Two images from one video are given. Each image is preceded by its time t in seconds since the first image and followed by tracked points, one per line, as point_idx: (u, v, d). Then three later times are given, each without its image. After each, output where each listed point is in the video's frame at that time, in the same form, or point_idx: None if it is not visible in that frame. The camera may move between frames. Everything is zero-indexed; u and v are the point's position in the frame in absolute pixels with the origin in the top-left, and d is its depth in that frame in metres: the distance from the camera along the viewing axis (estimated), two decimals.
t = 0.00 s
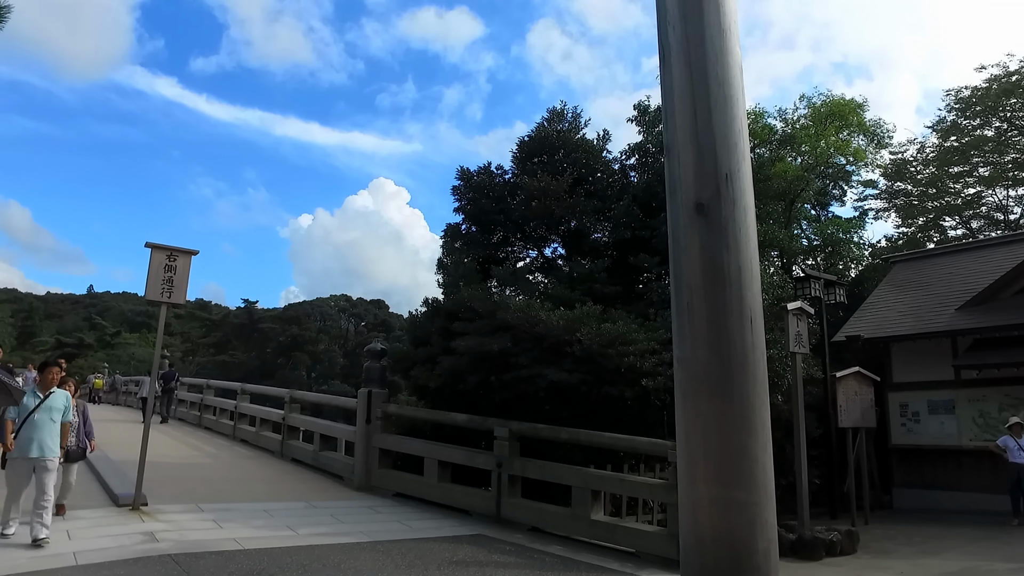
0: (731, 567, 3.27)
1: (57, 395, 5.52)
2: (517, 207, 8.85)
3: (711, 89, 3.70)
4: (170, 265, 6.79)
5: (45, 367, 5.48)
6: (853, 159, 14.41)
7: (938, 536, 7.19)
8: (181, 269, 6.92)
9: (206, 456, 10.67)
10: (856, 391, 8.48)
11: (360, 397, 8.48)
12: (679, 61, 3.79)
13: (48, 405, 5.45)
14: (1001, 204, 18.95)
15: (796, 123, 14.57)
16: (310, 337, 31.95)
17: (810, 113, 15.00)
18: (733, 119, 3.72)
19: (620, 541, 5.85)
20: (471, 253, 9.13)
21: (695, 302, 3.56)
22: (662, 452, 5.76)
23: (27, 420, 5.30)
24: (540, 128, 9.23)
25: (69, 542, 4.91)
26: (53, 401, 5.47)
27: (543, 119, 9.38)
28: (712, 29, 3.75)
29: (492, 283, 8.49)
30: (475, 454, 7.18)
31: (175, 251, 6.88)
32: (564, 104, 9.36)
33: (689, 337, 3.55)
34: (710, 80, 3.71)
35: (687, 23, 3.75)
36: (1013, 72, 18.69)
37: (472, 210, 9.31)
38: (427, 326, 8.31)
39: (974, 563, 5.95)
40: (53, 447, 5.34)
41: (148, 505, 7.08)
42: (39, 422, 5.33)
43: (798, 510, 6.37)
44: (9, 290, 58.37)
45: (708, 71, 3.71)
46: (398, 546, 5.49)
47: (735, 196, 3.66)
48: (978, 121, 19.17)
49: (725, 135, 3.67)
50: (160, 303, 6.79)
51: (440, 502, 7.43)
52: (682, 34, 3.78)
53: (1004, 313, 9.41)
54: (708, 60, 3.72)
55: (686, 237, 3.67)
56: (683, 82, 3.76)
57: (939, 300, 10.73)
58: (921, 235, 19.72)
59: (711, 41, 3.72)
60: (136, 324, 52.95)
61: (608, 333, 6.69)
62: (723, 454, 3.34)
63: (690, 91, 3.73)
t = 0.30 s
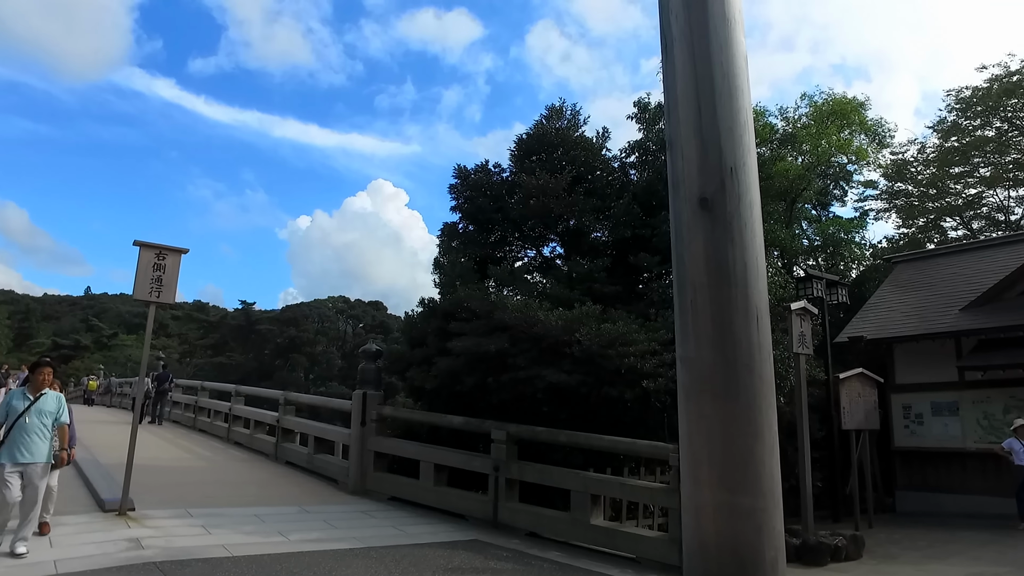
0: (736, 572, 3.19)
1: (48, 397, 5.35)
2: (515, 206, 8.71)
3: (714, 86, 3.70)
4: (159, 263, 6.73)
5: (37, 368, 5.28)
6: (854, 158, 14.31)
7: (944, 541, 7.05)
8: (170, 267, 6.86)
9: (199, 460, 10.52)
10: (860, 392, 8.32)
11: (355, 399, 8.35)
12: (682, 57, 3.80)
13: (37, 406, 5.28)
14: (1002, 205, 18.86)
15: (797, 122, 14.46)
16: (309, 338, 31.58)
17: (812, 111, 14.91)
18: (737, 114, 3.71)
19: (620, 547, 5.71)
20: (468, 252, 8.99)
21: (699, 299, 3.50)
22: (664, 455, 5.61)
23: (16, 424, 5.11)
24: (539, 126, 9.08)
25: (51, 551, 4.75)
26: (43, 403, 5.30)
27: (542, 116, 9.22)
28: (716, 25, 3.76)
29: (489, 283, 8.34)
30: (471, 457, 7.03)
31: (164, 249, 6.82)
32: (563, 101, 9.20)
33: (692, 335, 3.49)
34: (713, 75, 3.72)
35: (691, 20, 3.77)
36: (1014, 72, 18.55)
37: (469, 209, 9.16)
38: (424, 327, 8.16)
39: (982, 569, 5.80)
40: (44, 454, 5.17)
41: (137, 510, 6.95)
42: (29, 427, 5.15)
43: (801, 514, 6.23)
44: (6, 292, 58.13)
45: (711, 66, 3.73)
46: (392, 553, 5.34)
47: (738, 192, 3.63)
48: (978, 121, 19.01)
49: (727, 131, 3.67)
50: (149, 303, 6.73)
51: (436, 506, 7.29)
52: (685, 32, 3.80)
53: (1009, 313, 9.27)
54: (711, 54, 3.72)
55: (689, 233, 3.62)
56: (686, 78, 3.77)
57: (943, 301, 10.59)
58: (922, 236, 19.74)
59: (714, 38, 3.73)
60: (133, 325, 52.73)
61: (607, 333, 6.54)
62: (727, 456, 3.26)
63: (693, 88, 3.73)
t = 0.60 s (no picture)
0: None
1: (29, 400, 5.16)
2: (513, 202, 8.57)
3: (719, 69, 3.55)
4: (147, 259, 6.82)
5: (14, 370, 5.13)
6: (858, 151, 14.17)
7: (952, 542, 6.89)
8: (158, 263, 6.93)
9: (193, 462, 10.39)
10: (864, 392, 8.17)
11: (350, 398, 8.21)
12: (686, 39, 3.65)
13: (21, 411, 5.11)
14: (1004, 204, 18.70)
15: (799, 118, 14.31)
16: (306, 340, 31.55)
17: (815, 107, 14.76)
18: (742, 100, 3.55)
19: (620, 549, 5.56)
20: (465, 249, 8.85)
21: (704, 292, 3.35)
22: (665, 455, 5.46)
23: None
24: (538, 121, 8.93)
25: (32, 556, 4.60)
26: (25, 407, 5.13)
27: (540, 111, 9.07)
28: (720, 5, 3.61)
29: (487, 281, 8.19)
30: (469, 458, 6.88)
31: (153, 245, 6.89)
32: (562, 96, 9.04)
33: (697, 330, 3.34)
34: (717, 58, 3.57)
35: None
36: (1016, 69, 18.40)
37: (467, 206, 9.02)
38: (421, 326, 8.01)
39: (993, 571, 5.63)
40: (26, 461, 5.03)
41: (127, 512, 6.82)
42: (9, 431, 5.01)
43: (807, 515, 6.06)
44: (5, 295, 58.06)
45: (715, 48, 3.57)
46: (385, 556, 5.20)
47: (745, 180, 3.47)
48: (980, 119, 18.85)
49: (733, 117, 3.52)
50: (137, 299, 6.78)
51: (433, 507, 7.15)
52: (689, 13, 3.65)
53: (1015, 310, 9.11)
54: (715, 37, 3.57)
55: (694, 223, 3.48)
56: (690, 61, 3.63)
57: (947, 299, 10.44)
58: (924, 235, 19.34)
59: (719, 19, 3.57)
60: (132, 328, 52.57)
61: (607, 330, 6.38)
62: (734, 455, 3.11)
63: (698, 71, 3.58)
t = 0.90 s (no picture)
0: None
1: (2, 402, 5.02)
2: (511, 198, 8.40)
3: (725, 54, 3.36)
4: (134, 256, 6.64)
5: None
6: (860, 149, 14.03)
7: (961, 548, 6.72)
8: (146, 260, 6.75)
9: (186, 463, 10.22)
10: (870, 393, 7.99)
11: (344, 399, 8.04)
12: (690, 22, 3.47)
13: None
14: (1007, 203, 18.51)
15: (801, 116, 14.17)
16: (304, 340, 31.35)
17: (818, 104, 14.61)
18: (748, 85, 3.36)
19: (620, 556, 5.38)
20: (462, 247, 8.67)
21: (709, 288, 3.17)
22: (667, 458, 5.28)
23: None
24: (536, 116, 8.75)
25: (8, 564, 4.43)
26: None
27: (539, 106, 8.90)
28: None
29: (484, 279, 8.02)
30: (464, 461, 6.71)
31: (139, 242, 6.72)
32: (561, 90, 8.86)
33: (702, 328, 3.16)
34: (723, 41, 3.38)
35: None
36: (1020, 68, 18.24)
37: (464, 203, 8.86)
38: (416, 325, 7.83)
39: None
40: None
41: (113, 516, 6.63)
42: None
43: (813, 520, 5.88)
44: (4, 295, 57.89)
45: (720, 32, 3.39)
46: (376, 563, 5.02)
47: (752, 170, 3.29)
48: (984, 117, 18.66)
49: (740, 103, 3.33)
50: (124, 297, 6.61)
51: (427, 512, 6.97)
52: None
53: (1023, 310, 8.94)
54: (720, 19, 3.39)
55: (698, 216, 3.29)
56: (694, 45, 3.44)
57: (953, 298, 10.27)
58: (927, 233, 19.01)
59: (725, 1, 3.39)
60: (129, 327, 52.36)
61: (607, 329, 6.21)
62: (742, 461, 2.93)
63: (703, 56, 3.40)
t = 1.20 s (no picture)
0: None
1: None
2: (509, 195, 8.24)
3: (733, 39, 3.20)
4: (124, 254, 6.48)
5: None
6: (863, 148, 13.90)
7: (974, 552, 6.57)
8: (136, 258, 6.59)
9: (180, 465, 10.05)
10: (877, 393, 7.84)
11: (341, 400, 7.88)
12: (697, 5, 3.30)
13: None
14: (1011, 201, 18.36)
15: (803, 113, 14.05)
16: (302, 340, 31.21)
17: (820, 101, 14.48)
18: (759, 71, 3.20)
19: (623, 562, 5.23)
20: (460, 245, 8.51)
21: (719, 283, 3.01)
22: (672, 461, 5.13)
23: None
24: (535, 112, 8.59)
25: None
26: None
27: (538, 102, 8.75)
28: None
29: (483, 278, 7.85)
30: (463, 463, 6.55)
31: (130, 239, 6.56)
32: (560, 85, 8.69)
33: (711, 326, 3.00)
34: (732, 25, 3.22)
35: None
36: None
37: (462, 200, 8.71)
38: (413, 324, 7.67)
39: None
40: None
41: (103, 520, 6.47)
42: None
43: (822, 524, 5.73)
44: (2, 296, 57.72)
45: (729, 15, 3.23)
46: (372, 569, 4.87)
47: (763, 160, 3.13)
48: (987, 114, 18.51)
49: (750, 89, 3.16)
50: (114, 296, 6.45)
51: (425, 515, 6.81)
52: None
53: None
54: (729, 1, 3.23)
55: (707, 208, 3.13)
56: (702, 29, 3.27)
57: (960, 297, 10.12)
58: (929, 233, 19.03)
59: None
60: (128, 328, 52.19)
61: (608, 328, 6.05)
62: (754, 465, 2.78)
63: (711, 39, 3.23)
